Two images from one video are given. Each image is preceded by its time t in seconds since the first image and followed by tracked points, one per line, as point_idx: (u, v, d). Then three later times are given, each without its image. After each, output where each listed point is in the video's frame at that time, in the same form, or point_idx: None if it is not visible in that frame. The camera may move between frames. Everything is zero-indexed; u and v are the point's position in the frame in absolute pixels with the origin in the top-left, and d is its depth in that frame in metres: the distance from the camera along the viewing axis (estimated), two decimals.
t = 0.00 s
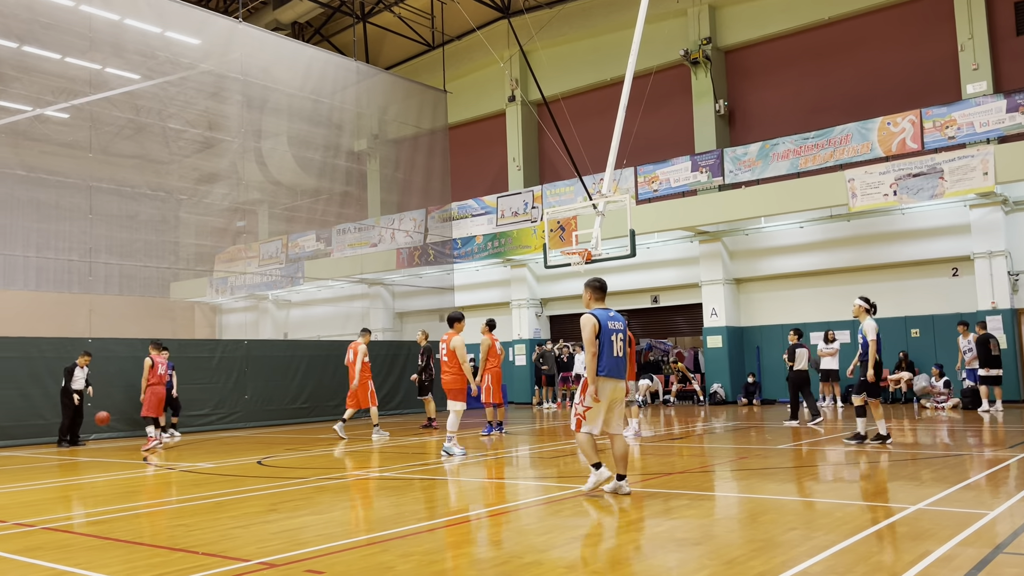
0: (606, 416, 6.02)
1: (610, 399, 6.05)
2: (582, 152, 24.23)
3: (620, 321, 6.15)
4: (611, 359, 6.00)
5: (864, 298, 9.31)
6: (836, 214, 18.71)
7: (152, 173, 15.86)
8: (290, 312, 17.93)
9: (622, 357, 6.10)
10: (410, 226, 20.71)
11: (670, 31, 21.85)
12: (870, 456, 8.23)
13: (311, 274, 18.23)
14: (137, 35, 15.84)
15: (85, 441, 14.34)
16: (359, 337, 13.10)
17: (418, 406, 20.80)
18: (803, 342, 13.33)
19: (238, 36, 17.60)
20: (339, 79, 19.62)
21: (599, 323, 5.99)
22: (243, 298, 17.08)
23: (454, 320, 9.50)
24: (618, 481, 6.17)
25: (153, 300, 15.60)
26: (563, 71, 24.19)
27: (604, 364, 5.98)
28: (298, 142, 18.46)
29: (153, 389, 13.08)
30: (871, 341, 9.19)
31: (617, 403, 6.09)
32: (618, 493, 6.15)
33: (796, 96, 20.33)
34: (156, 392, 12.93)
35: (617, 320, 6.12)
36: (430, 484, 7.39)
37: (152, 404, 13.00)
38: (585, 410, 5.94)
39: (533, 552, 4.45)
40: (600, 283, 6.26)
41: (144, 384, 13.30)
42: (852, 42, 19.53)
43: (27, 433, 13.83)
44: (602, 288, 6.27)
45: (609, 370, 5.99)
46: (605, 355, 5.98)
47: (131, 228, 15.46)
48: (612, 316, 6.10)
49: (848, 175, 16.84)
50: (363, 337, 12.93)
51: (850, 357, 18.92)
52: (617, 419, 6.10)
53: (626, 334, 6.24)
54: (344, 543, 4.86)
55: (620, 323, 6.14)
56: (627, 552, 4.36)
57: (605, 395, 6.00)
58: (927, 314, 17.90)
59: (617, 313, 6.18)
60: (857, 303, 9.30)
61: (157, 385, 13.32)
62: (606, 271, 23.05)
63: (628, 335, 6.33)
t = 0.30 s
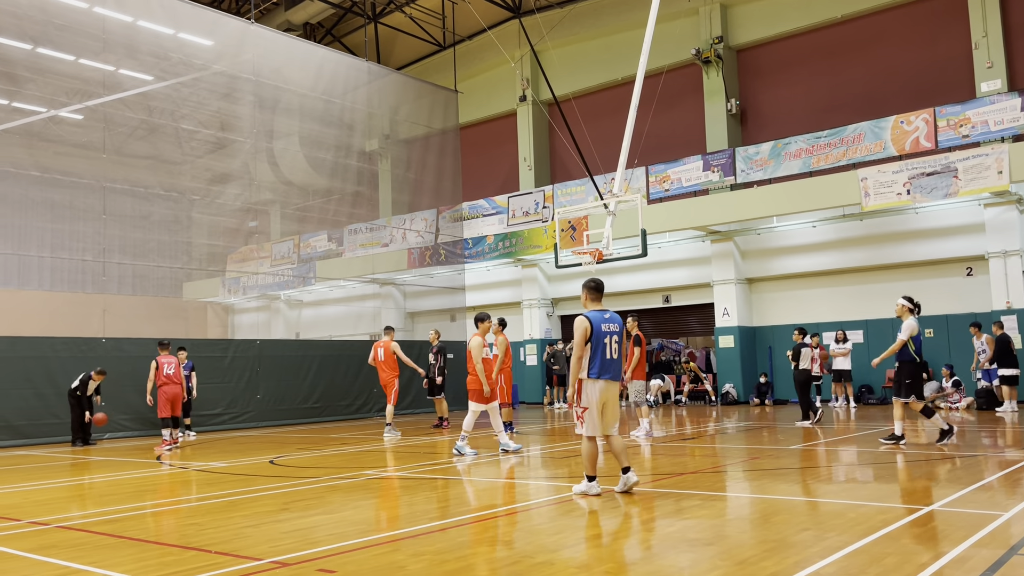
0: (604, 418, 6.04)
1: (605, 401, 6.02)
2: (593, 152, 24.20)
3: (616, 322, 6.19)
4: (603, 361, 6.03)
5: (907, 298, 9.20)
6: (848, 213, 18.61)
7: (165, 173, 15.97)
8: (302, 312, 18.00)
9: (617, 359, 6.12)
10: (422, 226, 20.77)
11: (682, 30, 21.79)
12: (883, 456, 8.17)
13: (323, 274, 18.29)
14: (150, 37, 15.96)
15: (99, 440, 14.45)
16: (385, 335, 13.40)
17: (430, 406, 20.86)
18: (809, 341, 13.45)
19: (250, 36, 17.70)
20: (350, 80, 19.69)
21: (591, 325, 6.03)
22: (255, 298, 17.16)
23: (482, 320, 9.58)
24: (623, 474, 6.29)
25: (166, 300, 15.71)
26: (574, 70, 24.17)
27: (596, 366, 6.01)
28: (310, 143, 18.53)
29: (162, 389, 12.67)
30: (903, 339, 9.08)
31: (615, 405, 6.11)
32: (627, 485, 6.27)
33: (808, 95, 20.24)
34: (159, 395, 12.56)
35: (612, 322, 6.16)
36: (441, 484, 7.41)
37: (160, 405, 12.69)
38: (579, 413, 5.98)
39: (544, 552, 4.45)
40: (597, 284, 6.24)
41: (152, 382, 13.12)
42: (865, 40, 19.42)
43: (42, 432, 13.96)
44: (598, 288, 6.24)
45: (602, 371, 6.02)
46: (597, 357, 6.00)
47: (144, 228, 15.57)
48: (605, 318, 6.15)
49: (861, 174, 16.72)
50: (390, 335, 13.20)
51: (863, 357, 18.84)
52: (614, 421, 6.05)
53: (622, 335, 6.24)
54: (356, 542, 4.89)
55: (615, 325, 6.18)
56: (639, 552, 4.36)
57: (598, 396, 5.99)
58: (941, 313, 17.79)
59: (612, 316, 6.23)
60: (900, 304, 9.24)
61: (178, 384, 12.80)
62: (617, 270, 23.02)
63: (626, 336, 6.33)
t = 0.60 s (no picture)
0: (605, 416, 6.01)
1: (607, 399, 6.02)
2: (603, 152, 24.19)
3: (614, 321, 6.17)
4: (599, 360, 6.03)
5: (949, 294, 9.14)
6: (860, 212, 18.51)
7: (176, 173, 16.07)
8: (313, 311, 18.07)
9: (615, 357, 6.10)
10: (431, 226, 20.82)
11: (692, 29, 21.72)
12: (895, 456, 8.12)
13: (334, 274, 18.36)
14: (162, 38, 16.07)
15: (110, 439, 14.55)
16: (405, 336, 13.66)
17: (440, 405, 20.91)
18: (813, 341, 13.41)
19: (261, 37, 17.79)
20: (361, 80, 19.75)
21: (586, 324, 6.09)
22: (266, 298, 17.24)
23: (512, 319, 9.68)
24: (619, 469, 6.33)
25: (178, 300, 15.81)
26: (583, 69, 24.15)
27: (593, 365, 6.04)
28: (320, 143, 18.61)
29: (179, 389, 12.66)
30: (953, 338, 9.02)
31: (616, 402, 6.06)
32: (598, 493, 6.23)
33: (820, 93, 20.14)
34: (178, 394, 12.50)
35: (609, 321, 6.16)
36: (451, 483, 7.43)
37: (177, 405, 12.63)
38: (579, 412, 6.00)
39: (554, 551, 4.46)
40: (598, 283, 6.26)
41: (169, 384, 13.15)
42: (877, 38, 19.30)
43: (54, 431, 14.07)
44: (599, 287, 6.27)
45: (599, 370, 6.03)
46: (592, 356, 6.03)
47: (155, 228, 15.67)
48: (602, 317, 6.16)
49: (872, 173, 16.62)
50: (410, 334, 13.29)
51: (874, 357, 18.75)
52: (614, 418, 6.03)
53: (623, 333, 6.20)
54: (367, 541, 4.91)
55: (613, 324, 6.16)
56: (649, 552, 4.36)
57: (597, 395, 5.99)
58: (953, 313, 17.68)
59: (612, 314, 6.22)
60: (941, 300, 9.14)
61: (195, 384, 12.78)
62: (627, 270, 23.00)
63: (629, 333, 6.28)
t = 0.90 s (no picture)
0: (621, 416, 6.02)
1: (622, 399, 6.04)
2: (614, 151, 24.16)
3: (627, 321, 6.15)
4: (611, 360, 6.04)
5: (993, 294, 8.91)
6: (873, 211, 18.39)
7: (190, 174, 16.19)
8: (325, 311, 18.16)
9: (629, 357, 6.08)
10: (443, 226, 20.88)
11: (704, 27, 21.66)
12: (908, 456, 8.08)
13: (346, 274, 18.43)
14: (176, 40, 16.21)
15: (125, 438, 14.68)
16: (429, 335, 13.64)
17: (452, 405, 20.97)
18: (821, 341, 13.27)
19: (273, 38, 17.90)
20: (372, 81, 19.83)
21: (599, 324, 6.12)
22: (279, 298, 17.33)
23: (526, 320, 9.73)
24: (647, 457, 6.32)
25: (192, 300, 15.93)
26: (595, 69, 24.14)
27: (606, 365, 6.05)
28: (332, 144, 18.70)
29: (209, 389, 12.70)
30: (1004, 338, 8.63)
31: (632, 400, 6.06)
32: (606, 493, 6.25)
33: (831, 92, 20.06)
34: (207, 394, 12.56)
35: (622, 321, 6.15)
36: (463, 483, 7.45)
37: (207, 405, 12.66)
38: (593, 413, 6.03)
39: (566, 551, 4.47)
40: (615, 282, 6.27)
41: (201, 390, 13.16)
42: (891, 36, 19.18)
43: (69, 430, 14.21)
44: (615, 286, 6.28)
45: (612, 371, 6.04)
46: (605, 356, 6.04)
47: (170, 229, 15.79)
48: (615, 317, 6.16)
49: (886, 172, 16.52)
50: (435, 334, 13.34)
51: (888, 357, 18.65)
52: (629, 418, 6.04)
53: (638, 331, 6.18)
54: (379, 540, 4.94)
55: (627, 323, 6.15)
56: (660, 552, 4.37)
57: (611, 396, 6.01)
58: (968, 312, 17.56)
59: (625, 314, 6.21)
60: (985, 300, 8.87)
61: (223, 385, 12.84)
62: (639, 270, 22.96)
63: (645, 331, 6.25)
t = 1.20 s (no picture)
0: (646, 418, 6.04)
1: (651, 400, 6.05)
2: (624, 150, 24.12)
3: (665, 322, 6.13)
4: (648, 361, 6.00)
5: None
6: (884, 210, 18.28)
7: (201, 175, 16.27)
8: (335, 311, 18.22)
9: (664, 358, 6.07)
10: (452, 226, 20.92)
11: (714, 26, 21.61)
12: (919, 457, 8.05)
13: (356, 273, 18.47)
14: (186, 40, 16.30)
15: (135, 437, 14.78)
16: (451, 334, 13.68)
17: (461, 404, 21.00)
18: (830, 341, 13.13)
19: (283, 39, 17.98)
20: (382, 81, 19.88)
21: (638, 324, 6.04)
22: (289, 298, 17.38)
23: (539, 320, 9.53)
24: (680, 481, 6.12)
25: (202, 300, 16.02)
26: (604, 68, 24.11)
27: (642, 366, 6.01)
28: (342, 144, 18.75)
29: (233, 385, 12.77)
30: None
31: (659, 403, 6.06)
32: (613, 491, 6.27)
33: (843, 91, 19.95)
34: (230, 390, 12.63)
35: (660, 321, 6.12)
36: (472, 482, 7.47)
37: (230, 402, 12.73)
38: (619, 412, 6.05)
39: (576, 550, 4.48)
40: (649, 282, 6.24)
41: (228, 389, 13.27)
42: (902, 34, 19.06)
43: (80, 429, 14.29)
44: (649, 287, 6.24)
45: (645, 371, 6.02)
46: (642, 356, 5.99)
47: (180, 229, 15.88)
48: (654, 317, 6.11)
49: (897, 171, 16.41)
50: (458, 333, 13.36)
51: (899, 356, 18.56)
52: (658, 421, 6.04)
53: (673, 334, 6.16)
54: (389, 539, 4.96)
55: (663, 324, 6.13)
56: (671, 552, 4.37)
57: (641, 397, 6.02)
58: (980, 312, 17.45)
59: (662, 314, 6.18)
60: None
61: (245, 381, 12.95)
62: (649, 269, 22.91)
63: (679, 335, 6.24)
